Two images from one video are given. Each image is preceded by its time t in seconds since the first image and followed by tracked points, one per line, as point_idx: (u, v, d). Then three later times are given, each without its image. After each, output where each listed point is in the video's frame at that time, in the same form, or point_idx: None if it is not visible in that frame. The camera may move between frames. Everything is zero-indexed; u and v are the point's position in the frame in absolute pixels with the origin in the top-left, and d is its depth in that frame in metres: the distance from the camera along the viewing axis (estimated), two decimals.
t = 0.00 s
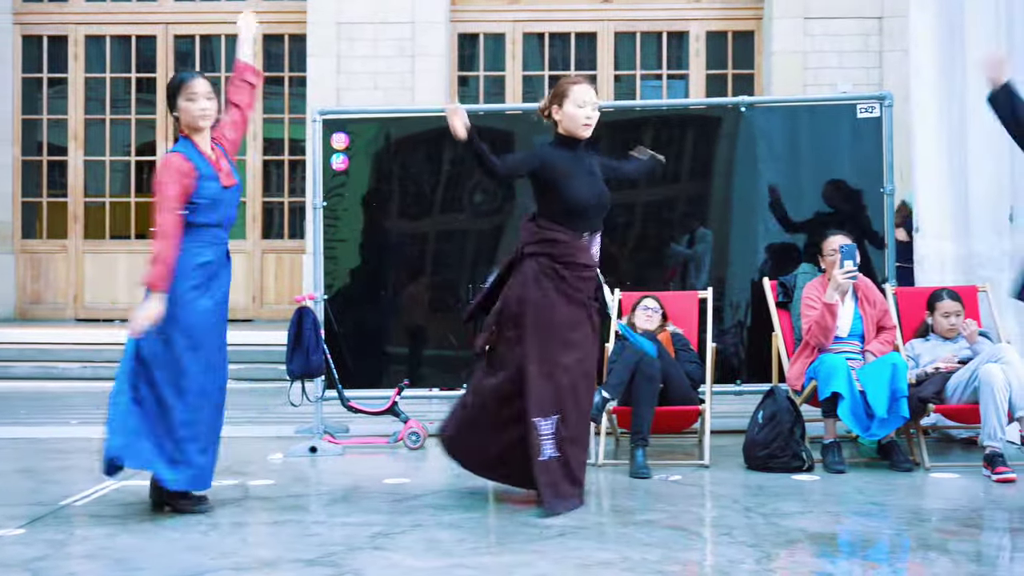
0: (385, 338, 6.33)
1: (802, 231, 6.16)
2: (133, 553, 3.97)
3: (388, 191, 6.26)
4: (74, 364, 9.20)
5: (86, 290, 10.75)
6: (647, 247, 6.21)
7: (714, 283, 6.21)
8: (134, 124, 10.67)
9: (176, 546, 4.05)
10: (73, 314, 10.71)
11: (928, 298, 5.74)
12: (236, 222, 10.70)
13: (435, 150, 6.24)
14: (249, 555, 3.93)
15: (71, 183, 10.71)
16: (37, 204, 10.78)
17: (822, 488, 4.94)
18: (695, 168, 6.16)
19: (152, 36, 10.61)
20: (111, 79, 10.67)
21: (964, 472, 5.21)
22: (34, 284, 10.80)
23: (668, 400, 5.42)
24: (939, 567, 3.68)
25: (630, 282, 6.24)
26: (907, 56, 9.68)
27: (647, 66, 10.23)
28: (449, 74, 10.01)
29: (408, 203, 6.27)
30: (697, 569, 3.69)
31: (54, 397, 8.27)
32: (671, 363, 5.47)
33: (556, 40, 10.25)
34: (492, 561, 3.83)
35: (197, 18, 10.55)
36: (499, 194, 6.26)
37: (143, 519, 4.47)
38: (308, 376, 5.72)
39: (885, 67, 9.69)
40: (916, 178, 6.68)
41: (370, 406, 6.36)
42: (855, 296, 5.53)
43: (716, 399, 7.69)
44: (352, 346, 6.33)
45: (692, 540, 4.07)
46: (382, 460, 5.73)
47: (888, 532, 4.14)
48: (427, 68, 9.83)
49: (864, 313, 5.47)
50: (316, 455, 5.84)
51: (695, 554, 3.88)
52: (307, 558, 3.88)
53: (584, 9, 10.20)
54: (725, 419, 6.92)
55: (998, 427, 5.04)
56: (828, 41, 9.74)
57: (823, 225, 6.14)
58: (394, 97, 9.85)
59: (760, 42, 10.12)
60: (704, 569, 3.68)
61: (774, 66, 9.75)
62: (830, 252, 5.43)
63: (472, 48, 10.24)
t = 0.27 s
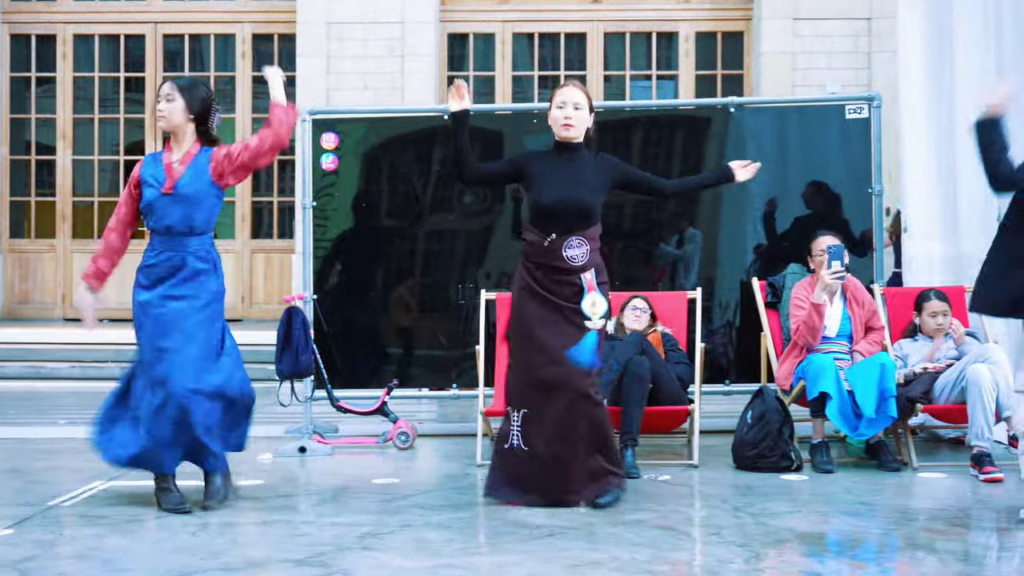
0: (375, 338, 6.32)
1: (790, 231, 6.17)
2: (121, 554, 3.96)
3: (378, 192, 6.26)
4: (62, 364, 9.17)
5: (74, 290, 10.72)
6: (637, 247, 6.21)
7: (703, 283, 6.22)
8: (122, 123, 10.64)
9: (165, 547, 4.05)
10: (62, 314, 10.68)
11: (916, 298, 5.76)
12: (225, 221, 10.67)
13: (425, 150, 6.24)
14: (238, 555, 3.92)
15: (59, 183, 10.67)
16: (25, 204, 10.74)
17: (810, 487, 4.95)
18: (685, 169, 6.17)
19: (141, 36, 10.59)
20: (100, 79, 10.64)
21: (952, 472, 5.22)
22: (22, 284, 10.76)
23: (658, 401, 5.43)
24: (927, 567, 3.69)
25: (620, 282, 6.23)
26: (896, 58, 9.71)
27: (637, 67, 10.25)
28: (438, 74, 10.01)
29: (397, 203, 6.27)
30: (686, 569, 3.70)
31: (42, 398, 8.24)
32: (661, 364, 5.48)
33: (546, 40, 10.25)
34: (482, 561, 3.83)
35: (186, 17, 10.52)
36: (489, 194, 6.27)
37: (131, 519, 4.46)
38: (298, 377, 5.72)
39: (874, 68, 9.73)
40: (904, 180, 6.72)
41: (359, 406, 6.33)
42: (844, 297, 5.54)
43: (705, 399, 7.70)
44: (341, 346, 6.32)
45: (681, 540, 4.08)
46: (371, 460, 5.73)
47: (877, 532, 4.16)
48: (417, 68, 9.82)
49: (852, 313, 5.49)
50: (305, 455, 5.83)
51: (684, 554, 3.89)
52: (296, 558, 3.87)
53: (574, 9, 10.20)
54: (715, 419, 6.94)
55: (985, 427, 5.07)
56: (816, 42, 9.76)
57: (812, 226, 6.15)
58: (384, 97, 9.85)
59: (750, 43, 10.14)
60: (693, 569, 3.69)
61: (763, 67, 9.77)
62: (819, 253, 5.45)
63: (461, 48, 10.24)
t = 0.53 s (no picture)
0: (368, 338, 6.32)
1: (783, 230, 6.18)
2: (115, 554, 3.96)
3: (371, 192, 6.26)
4: (55, 365, 9.15)
5: (67, 290, 10.69)
6: (631, 247, 6.22)
7: (696, 284, 6.22)
8: (115, 124, 10.62)
9: (158, 548, 4.04)
10: (54, 314, 10.66)
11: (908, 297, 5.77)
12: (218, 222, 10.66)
13: (418, 150, 6.24)
14: (231, 556, 3.92)
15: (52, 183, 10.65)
16: (17, 204, 10.71)
17: (803, 487, 4.96)
18: (678, 169, 6.18)
19: (134, 36, 10.57)
20: (92, 79, 10.62)
21: (944, 472, 5.24)
22: (15, 285, 10.74)
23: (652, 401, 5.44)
24: (920, 566, 3.70)
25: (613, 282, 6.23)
26: (888, 58, 9.73)
27: (630, 67, 10.25)
28: (432, 74, 10.00)
29: (391, 203, 6.27)
30: (679, 569, 3.70)
31: (35, 398, 8.22)
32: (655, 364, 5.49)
33: (540, 40, 10.26)
34: (475, 561, 3.83)
35: (178, 17, 10.50)
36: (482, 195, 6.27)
37: (124, 520, 4.46)
38: (293, 377, 5.71)
39: (867, 68, 9.74)
40: (898, 178, 6.82)
41: (353, 407, 6.32)
42: (837, 296, 5.55)
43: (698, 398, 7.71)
44: (335, 346, 6.31)
45: (674, 539, 4.09)
46: (365, 460, 5.73)
47: (869, 531, 4.17)
48: (410, 68, 9.82)
49: (845, 313, 5.50)
50: (299, 456, 5.83)
51: (678, 554, 3.89)
52: (290, 559, 3.87)
53: (567, 9, 10.21)
54: (708, 419, 6.95)
55: (978, 427, 5.08)
56: (809, 42, 9.78)
57: (804, 225, 6.17)
58: (377, 97, 9.84)
59: (743, 43, 10.15)
60: (686, 569, 3.69)
61: (756, 67, 9.79)
62: (812, 253, 5.46)
63: (455, 49, 10.24)
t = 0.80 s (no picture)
0: (362, 339, 6.32)
1: (776, 231, 6.19)
2: (107, 556, 3.95)
3: (364, 192, 6.26)
4: (48, 365, 9.13)
5: (60, 290, 10.68)
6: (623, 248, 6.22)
7: (689, 284, 6.23)
8: (108, 124, 10.60)
9: (152, 549, 4.04)
10: (47, 315, 10.64)
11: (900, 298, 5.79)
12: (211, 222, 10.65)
13: (411, 150, 6.25)
14: (224, 557, 3.92)
15: (44, 183, 10.63)
16: (10, 204, 10.69)
17: (796, 488, 4.97)
18: (671, 169, 6.19)
19: (127, 36, 10.56)
20: (85, 79, 10.59)
21: (936, 472, 5.26)
22: (7, 285, 10.72)
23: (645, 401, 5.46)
24: (911, 566, 3.71)
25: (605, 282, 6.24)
26: (880, 58, 9.75)
27: (623, 68, 10.26)
28: (425, 74, 10.00)
29: (384, 203, 6.27)
30: (672, 569, 3.71)
31: (27, 399, 8.21)
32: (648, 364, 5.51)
33: (533, 41, 10.26)
34: (468, 562, 3.84)
35: (170, 17, 10.50)
36: (475, 195, 6.27)
37: (117, 522, 4.46)
38: (287, 378, 5.71)
39: (859, 69, 9.77)
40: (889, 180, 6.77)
41: (346, 408, 6.31)
42: (828, 297, 5.56)
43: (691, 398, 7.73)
44: (327, 346, 6.31)
45: (667, 540, 4.10)
46: (358, 461, 5.73)
47: (861, 531, 4.18)
48: (403, 69, 9.82)
49: (837, 313, 5.51)
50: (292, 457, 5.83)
51: (671, 554, 3.90)
52: (282, 560, 3.87)
53: (560, 9, 10.21)
54: (701, 419, 6.96)
55: (970, 427, 5.09)
56: (801, 43, 9.79)
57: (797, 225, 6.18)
58: (370, 98, 9.84)
59: (736, 44, 10.17)
60: (679, 569, 3.70)
61: (748, 67, 9.80)
62: (803, 254, 5.45)
63: (448, 49, 10.24)
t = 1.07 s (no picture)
0: (354, 339, 6.32)
1: (769, 232, 6.20)
2: (100, 556, 3.95)
3: (357, 192, 6.27)
4: (40, 365, 9.12)
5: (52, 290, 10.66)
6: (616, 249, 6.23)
7: (682, 285, 6.24)
8: (100, 123, 10.59)
9: (144, 549, 4.04)
10: (39, 315, 10.62)
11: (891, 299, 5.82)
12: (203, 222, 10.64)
13: (404, 151, 6.25)
14: (217, 557, 3.92)
15: (36, 183, 10.61)
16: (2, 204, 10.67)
17: (788, 488, 4.98)
18: (664, 170, 6.20)
19: (120, 36, 10.54)
20: (78, 79, 10.58)
21: (928, 472, 5.27)
22: None
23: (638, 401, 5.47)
24: (903, 566, 3.73)
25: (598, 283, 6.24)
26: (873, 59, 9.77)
27: (616, 68, 10.27)
28: (418, 75, 10.00)
29: (377, 203, 6.28)
30: (664, 569, 3.72)
31: (19, 399, 8.20)
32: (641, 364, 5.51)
33: (526, 41, 10.27)
34: (460, 562, 3.84)
35: (163, 17, 10.48)
36: (469, 195, 6.28)
37: (109, 522, 4.46)
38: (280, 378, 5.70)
39: (852, 70, 9.79)
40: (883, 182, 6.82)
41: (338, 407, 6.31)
42: (820, 297, 5.59)
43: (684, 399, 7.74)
44: (320, 346, 6.31)
45: (659, 540, 4.11)
46: (351, 461, 5.73)
47: (852, 531, 4.20)
48: (396, 69, 9.82)
49: (829, 314, 5.54)
50: (285, 457, 5.83)
51: (663, 554, 3.91)
52: (275, 560, 3.88)
53: (553, 10, 10.22)
54: (694, 420, 6.97)
55: (960, 428, 5.11)
56: (794, 44, 9.81)
57: (790, 226, 6.19)
58: (363, 98, 9.83)
59: (729, 45, 10.19)
60: (671, 569, 3.71)
61: (741, 68, 9.81)
62: (796, 255, 5.48)
63: (442, 49, 10.24)
